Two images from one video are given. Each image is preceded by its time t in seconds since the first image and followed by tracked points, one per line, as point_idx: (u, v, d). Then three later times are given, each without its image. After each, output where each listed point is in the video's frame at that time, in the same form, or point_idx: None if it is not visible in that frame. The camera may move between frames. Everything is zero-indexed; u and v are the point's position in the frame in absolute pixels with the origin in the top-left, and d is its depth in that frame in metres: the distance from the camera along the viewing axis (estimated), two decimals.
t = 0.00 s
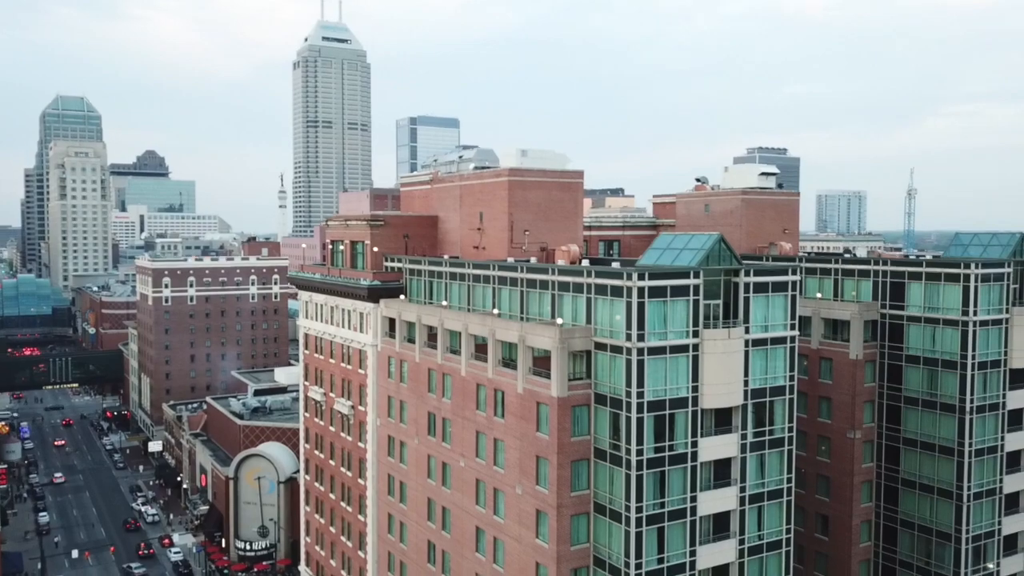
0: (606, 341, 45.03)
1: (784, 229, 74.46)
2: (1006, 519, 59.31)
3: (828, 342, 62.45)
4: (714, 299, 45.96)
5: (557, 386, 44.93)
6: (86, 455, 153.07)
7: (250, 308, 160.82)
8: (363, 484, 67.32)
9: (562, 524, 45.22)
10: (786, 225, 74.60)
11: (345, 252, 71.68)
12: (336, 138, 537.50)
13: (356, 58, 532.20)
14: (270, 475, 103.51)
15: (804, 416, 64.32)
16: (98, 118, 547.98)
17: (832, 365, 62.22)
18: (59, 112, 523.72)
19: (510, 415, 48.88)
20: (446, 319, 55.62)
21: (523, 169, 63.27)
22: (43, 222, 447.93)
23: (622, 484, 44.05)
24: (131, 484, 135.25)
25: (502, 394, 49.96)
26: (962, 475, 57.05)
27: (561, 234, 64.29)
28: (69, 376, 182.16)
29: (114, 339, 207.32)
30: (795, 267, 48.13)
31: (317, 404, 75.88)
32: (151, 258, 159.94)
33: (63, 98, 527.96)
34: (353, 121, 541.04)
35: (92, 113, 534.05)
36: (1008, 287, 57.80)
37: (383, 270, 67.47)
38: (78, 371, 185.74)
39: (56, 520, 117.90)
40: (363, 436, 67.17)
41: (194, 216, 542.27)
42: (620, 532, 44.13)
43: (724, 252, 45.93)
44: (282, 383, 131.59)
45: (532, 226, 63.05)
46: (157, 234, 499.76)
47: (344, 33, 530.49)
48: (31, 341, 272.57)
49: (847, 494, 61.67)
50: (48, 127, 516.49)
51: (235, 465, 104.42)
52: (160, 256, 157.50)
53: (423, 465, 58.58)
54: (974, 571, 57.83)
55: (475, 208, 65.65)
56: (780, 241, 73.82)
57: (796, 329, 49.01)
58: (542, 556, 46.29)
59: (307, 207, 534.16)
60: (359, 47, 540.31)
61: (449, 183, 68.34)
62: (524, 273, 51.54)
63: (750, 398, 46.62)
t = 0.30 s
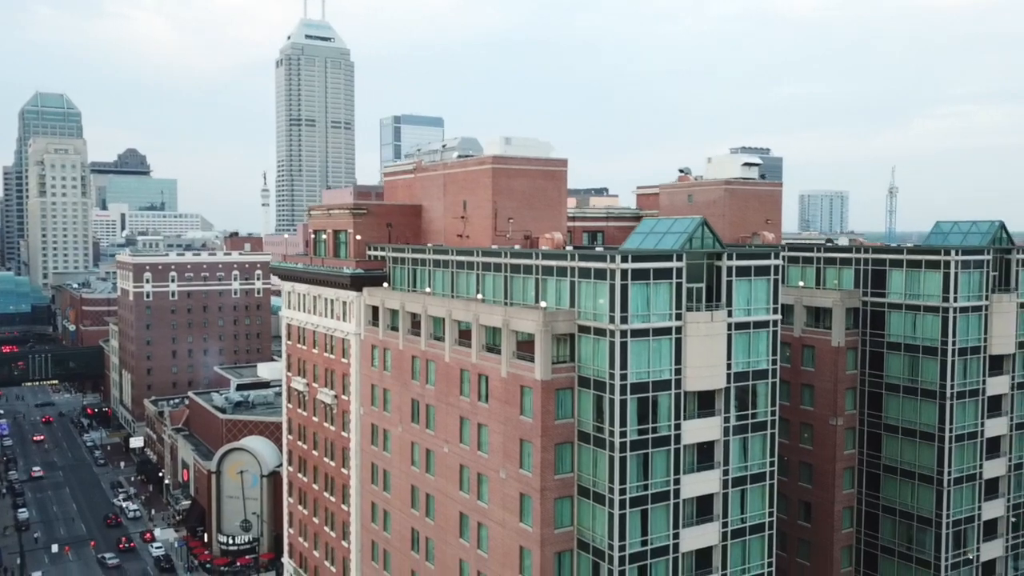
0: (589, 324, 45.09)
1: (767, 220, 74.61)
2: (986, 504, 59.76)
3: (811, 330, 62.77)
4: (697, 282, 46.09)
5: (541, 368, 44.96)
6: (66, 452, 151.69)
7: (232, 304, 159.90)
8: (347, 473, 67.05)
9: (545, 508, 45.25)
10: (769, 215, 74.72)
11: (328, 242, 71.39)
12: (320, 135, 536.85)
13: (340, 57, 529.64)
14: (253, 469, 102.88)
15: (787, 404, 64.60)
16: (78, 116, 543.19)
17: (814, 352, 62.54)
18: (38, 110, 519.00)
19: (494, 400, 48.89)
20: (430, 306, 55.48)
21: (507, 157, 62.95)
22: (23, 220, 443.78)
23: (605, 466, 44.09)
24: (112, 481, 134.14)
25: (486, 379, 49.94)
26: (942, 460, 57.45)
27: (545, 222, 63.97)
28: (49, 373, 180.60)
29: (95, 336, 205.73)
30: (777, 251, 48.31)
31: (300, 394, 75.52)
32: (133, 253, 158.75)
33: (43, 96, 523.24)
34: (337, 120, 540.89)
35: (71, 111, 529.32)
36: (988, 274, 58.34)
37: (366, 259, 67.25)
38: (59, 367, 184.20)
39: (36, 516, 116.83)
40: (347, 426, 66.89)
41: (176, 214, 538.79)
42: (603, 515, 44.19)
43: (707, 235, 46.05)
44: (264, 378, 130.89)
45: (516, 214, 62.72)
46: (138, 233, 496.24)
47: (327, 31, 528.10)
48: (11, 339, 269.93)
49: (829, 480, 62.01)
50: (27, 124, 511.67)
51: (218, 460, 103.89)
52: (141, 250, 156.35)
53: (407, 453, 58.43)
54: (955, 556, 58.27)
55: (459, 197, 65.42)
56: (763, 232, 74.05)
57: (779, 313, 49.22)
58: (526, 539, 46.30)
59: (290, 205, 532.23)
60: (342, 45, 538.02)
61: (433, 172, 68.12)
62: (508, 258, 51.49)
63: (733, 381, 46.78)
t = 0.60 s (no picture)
0: (574, 307, 45.16)
1: (751, 210, 75.01)
2: (967, 490, 60.26)
3: (795, 318, 63.04)
4: (682, 266, 46.27)
5: (526, 351, 44.97)
6: (48, 448, 150.40)
7: (216, 299, 159.08)
8: (331, 462, 66.80)
9: (531, 491, 45.28)
10: (754, 205, 75.11)
11: (313, 231, 71.20)
12: (305, 133, 535.58)
13: (325, 54, 527.92)
14: (238, 463, 102.40)
15: (771, 391, 64.85)
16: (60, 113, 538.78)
17: (798, 340, 62.82)
18: (20, 106, 514.52)
19: (479, 384, 48.91)
20: (415, 292, 55.36)
21: (492, 145, 62.80)
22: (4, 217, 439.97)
23: (590, 449, 44.17)
24: (94, 476, 133.13)
25: (471, 363, 49.95)
26: (925, 445, 57.85)
27: (531, 210, 63.90)
28: (31, 369, 179.08)
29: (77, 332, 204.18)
30: (761, 235, 48.55)
31: (284, 385, 75.19)
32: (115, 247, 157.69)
33: (24, 92, 518.93)
34: (321, 118, 541.20)
35: (53, 107, 525.13)
36: (970, 261, 58.84)
37: (351, 247, 67.10)
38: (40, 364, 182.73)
39: (16, 511, 115.77)
40: (332, 415, 66.65)
41: (160, 212, 535.58)
42: (588, 497, 44.25)
43: (692, 218, 46.18)
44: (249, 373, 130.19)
45: (502, 202, 62.62)
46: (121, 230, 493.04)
47: (312, 29, 527.22)
48: None
49: (813, 467, 62.35)
50: (8, 120, 507.17)
51: (201, 453, 103.59)
52: (124, 244, 155.23)
53: (392, 440, 58.32)
54: (937, 541, 58.73)
55: (444, 185, 65.32)
56: (747, 222, 74.40)
57: (763, 298, 49.46)
58: (511, 523, 46.32)
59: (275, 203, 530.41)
60: (328, 43, 536.51)
61: (418, 160, 68.00)
62: (493, 243, 51.42)
63: (717, 364, 46.97)
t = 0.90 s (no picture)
0: (563, 290, 45.14)
1: (737, 200, 75.32)
2: (952, 476, 60.64)
3: (781, 305, 63.20)
4: (670, 249, 46.44)
5: (515, 335, 44.97)
6: (32, 445, 149.25)
7: (202, 294, 158.40)
8: (319, 452, 66.56)
9: (519, 474, 45.27)
10: (740, 195, 75.43)
11: (300, 220, 70.95)
12: (291, 131, 534.89)
13: (312, 53, 525.84)
14: (224, 456, 102.33)
15: (758, 379, 65.02)
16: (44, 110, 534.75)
17: (785, 328, 63.00)
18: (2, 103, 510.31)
19: (468, 368, 48.91)
20: (403, 278, 55.23)
21: (480, 133, 62.68)
22: None
23: (578, 432, 44.20)
24: (79, 472, 132.15)
25: (460, 348, 49.93)
26: (911, 432, 58.18)
27: (518, 199, 63.88)
28: (14, 365, 177.68)
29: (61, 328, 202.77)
30: (748, 220, 48.83)
31: (271, 375, 74.86)
32: (100, 242, 156.65)
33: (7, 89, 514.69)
34: (308, 116, 540.62)
35: (36, 104, 521.03)
36: (955, 248, 59.32)
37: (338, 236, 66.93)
38: (24, 360, 181.38)
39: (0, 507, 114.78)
40: (319, 404, 66.40)
41: (145, 210, 532.51)
42: (577, 480, 44.29)
43: (680, 202, 46.34)
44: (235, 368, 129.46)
45: (490, 190, 62.58)
46: (106, 228, 489.99)
47: (298, 27, 525.59)
48: None
49: (800, 454, 62.56)
50: None
51: (187, 447, 102.91)
52: (108, 239, 154.30)
53: (380, 427, 58.18)
54: (922, 527, 59.06)
55: (432, 173, 65.19)
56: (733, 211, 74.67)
57: (750, 283, 49.73)
58: (499, 506, 46.30)
59: (261, 202, 529.10)
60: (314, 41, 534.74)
61: (405, 149, 67.91)
62: (481, 228, 51.39)
63: (705, 348, 47.13)
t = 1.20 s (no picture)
0: (552, 274, 45.08)
1: (725, 190, 75.54)
2: (939, 463, 60.91)
3: (769, 294, 63.36)
4: (659, 233, 46.49)
5: (504, 318, 44.88)
6: (18, 442, 148.10)
7: (189, 289, 157.49)
8: (307, 441, 66.23)
9: (509, 458, 45.18)
10: (728, 185, 75.64)
11: (288, 209, 70.70)
12: (278, 129, 533.33)
13: (299, 51, 523.71)
14: (211, 450, 101.89)
15: (747, 368, 65.14)
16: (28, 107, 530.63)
17: (773, 316, 63.18)
18: None
19: (457, 353, 48.79)
20: (392, 265, 55.05)
21: (468, 120, 62.60)
22: None
23: (568, 415, 44.18)
24: (65, 469, 131.20)
25: (449, 334, 49.80)
26: (898, 418, 58.39)
27: (507, 187, 63.81)
28: None
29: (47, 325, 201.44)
30: (736, 204, 48.97)
31: (259, 366, 74.50)
32: (86, 237, 155.67)
33: None
34: (295, 114, 539.11)
35: (20, 101, 517.05)
36: (941, 235, 59.66)
37: (326, 225, 66.71)
38: (9, 357, 180.05)
39: None
40: (307, 393, 66.07)
41: (131, 209, 529.80)
42: (566, 463, 44.26)
43: (668, 185, 46.45)
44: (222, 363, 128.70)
45: (478, 177, 62.49)
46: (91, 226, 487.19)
47: (286, 24, 523.42)
48: None
49: (788, 442, 62.67)
50: None
51: (174, 441, 102.51)
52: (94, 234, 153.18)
53: (368, 415, 57.93)
54: (910, 513, 59.28)
55: (420, 161, 65.06)
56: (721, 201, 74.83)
57: (738, 268, 49.83)
58: (489, 491, 46.20)
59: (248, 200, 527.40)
60: (301, 39, 533.14)
61: (393, 137, 67.77)
62: (470, 214, 51.29)
63: (694, 332, 47.17)
